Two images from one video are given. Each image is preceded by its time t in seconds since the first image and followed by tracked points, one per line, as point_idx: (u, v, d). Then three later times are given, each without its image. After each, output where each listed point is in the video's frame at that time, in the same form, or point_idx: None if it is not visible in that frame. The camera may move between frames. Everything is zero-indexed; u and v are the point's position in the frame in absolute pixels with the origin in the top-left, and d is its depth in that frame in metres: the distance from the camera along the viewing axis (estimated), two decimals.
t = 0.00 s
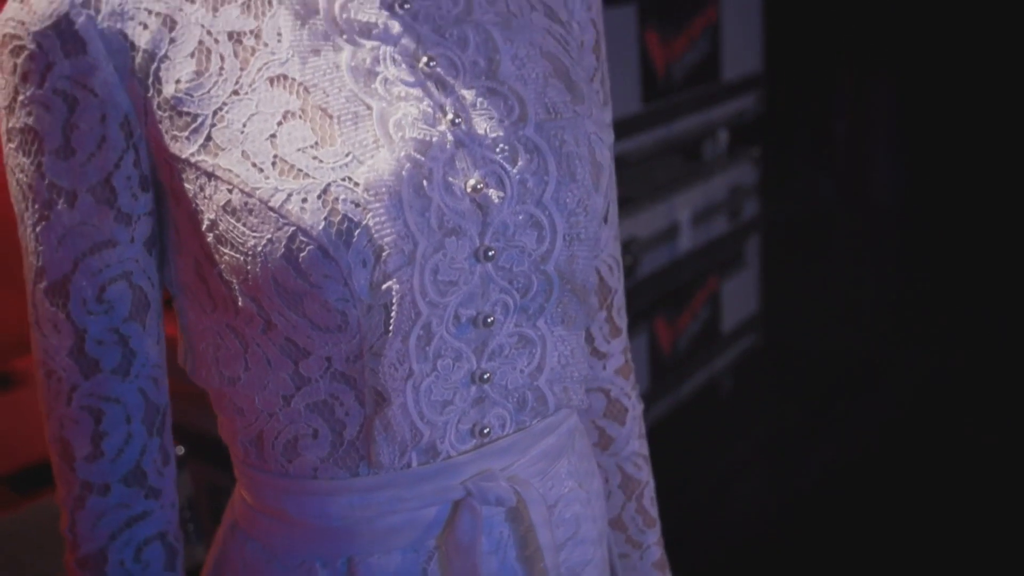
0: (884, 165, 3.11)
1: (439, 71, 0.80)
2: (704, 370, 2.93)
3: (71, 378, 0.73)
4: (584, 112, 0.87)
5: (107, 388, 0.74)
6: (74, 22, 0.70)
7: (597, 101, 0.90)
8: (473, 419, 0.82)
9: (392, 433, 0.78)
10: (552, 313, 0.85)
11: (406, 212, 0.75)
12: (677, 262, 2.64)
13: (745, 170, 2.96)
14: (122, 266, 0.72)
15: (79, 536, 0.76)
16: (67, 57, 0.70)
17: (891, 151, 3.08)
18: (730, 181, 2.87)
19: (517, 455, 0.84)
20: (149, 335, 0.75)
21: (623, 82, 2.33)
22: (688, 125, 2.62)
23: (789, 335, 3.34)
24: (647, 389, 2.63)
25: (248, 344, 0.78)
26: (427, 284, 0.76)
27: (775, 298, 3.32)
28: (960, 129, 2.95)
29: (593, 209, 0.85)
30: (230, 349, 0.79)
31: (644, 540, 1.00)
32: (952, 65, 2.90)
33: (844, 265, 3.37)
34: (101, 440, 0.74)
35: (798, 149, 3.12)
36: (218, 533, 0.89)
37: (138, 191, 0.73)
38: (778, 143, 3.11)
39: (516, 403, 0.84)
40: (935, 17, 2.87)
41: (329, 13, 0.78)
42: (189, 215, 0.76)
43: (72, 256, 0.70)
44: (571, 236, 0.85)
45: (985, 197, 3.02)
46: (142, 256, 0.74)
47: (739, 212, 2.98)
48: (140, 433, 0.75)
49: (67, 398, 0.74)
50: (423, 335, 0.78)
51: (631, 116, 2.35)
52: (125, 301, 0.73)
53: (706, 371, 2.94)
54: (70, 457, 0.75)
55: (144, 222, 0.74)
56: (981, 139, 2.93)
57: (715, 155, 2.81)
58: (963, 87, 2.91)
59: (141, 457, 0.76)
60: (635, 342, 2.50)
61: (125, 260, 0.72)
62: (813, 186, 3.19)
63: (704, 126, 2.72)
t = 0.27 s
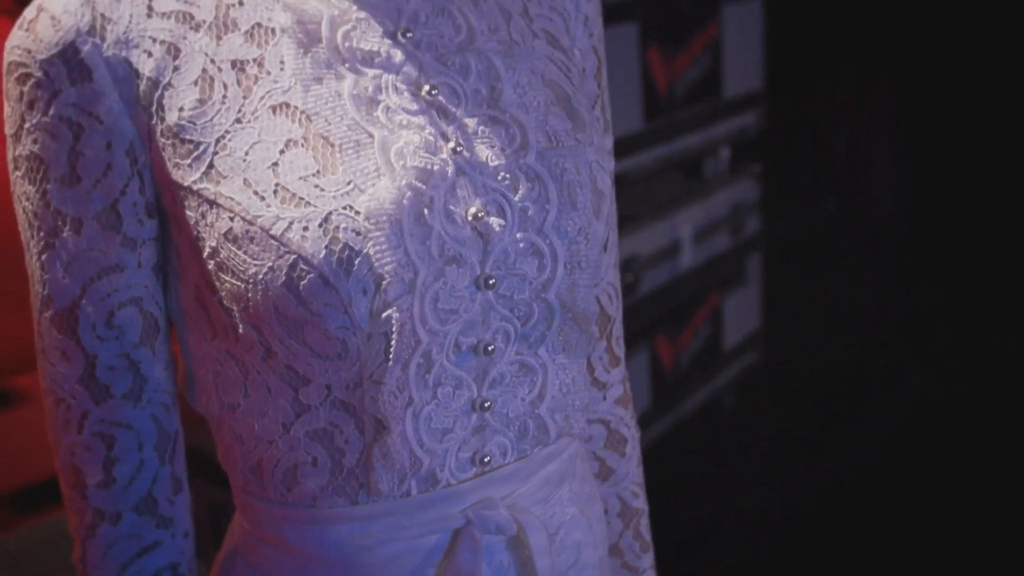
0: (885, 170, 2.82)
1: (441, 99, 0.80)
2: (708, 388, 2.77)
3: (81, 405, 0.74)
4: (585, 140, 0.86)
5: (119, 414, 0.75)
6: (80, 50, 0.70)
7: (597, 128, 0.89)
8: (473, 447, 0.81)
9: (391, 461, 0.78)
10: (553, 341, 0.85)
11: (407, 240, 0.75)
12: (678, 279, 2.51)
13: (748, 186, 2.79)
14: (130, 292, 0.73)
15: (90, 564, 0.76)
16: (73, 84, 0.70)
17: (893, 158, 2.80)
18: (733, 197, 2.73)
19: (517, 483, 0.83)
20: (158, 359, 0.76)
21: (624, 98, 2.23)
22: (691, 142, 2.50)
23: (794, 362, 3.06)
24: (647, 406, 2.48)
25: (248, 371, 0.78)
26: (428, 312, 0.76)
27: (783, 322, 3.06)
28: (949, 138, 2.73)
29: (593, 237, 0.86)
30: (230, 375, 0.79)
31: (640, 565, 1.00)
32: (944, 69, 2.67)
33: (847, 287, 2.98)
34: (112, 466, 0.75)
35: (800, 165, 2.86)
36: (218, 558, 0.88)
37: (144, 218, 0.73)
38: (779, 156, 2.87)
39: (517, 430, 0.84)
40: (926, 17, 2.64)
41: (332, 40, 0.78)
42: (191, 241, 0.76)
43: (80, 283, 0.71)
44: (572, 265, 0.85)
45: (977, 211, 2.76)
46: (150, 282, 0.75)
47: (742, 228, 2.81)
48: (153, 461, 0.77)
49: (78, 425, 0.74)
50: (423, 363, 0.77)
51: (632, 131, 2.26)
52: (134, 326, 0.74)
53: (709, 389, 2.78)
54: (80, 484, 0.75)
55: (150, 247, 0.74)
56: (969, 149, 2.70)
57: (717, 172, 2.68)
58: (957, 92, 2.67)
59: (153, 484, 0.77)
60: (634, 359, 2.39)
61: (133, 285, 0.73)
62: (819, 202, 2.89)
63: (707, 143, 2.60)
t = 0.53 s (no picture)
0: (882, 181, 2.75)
1: (442, 128, 0.80)
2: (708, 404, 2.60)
3: (79, 428, 0.74)
4: (587, 168, 0.86)
5: (117, 439, 0.74)
6: (83, 80, 0.71)
7: (598, 155, 0.89)
8: (472, 473, 0.81)
9: (389, 487, 0.78)
10: (552, 368, 0.85)
11: (406, 268, 0.75)
12: (681, 295, 2.42)
13: (749, 204, 2.73)
14: (130, 318, 0.73)
15: None
16: (75, 113, 0.71)
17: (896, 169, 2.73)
18: (734, 215, 2.65)
19: (516, 509, 0.83)
20: (157, 386, 0.76)
21: (624, 117, 2.16)
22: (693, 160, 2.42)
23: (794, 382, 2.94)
24: (647, 422, 2.32)
25: (247, 397, 0.78)
26: (427, 340, 0.76)
27: (785, 340, 2.96)
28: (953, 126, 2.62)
29: (593, 265, 0.86)
30: (229, 401, 0.79)
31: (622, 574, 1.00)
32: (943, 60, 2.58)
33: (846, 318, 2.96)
34: (106, 489, 0.75)
35: (797, 183, 2.82)
36: None
37: (144, 245, 0.74)
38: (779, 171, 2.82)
39: (516, 457, 0.83)
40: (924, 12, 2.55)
41: (334, 69, 0.78)
42: (190, 269, 0.76)
43: (80, 309, 0.72)
44: (572, 292, 0.85)
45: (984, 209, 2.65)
46: (150, 308, 0.75)
47: (743, 244, 2.74)
48: (148, 487, 0.76)
49: (76, 448, 0.74)
50: (422, 390, 0.78)
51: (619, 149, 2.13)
52: (134, 352, 0.74)
53: (711, 406, 2.61)
54: (78, 506, 0.75)
55: (150, 274, 0.74)
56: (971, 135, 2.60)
57: (718, 191, 2.58)
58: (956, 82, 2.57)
59: (146, 511, 0.76)
60: (630, 381, 2.23)
61: (133, 312, 0.73)
62: (817, 222, 2.86)
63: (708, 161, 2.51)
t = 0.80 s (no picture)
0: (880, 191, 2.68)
1: (446, 153, 0.80)
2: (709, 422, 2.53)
3: (77, 452, 0.75)
4: (590, 191, 0.86)
5: (113, 465, 0.75)
6: (86, 110, 0.71)
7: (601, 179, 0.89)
8: (478, 497, 0.81)
9: (394, 512, 0.77)
10: (556, 391, 0.84)
11: (411, 294, 0.75)
12: (682, 311, 2.36)
13: (750, 220, 2.63)
14: (130, 347, 0.74)
15: None
16: (78, 143, 0.71)
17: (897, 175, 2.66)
18: (734, 232, 2.57)
19: (522, 532, 0.82)
20: (156, 413, 0.77)
21: (624, 132, 2.10)
22: (694, 175, 2.36)
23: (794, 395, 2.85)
24: (647, 440, 2.27)
25: (251, 423, 0.77)
26: (433, 366, 0.76)
27: (789, 356, 2.84)
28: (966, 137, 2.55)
29: (598, 288, 0.85)
30: (233, 427, 0.78)
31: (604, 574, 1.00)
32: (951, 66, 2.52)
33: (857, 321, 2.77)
34: (101, 513, 0.75)
35: (799, 200, 2.73)
36: None
37: (145, 274, 0.74)
38: (782, 181, 2.72)
39: (522, 481, 0.83)
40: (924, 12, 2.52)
41: (337, 95, 0.78)
42: (194, 296, 0.76)
43: (82, 337, 0.73)
44: (577, 315, 0.84)
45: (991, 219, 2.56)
46: (151, 336, 0.76)
47: (745, 261, 2.65)
48: (142, 512, 0.77)
49: (75, 470, 0.75)
50: (427, 416, 0.77)
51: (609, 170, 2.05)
52: (133, 380, 0.75)
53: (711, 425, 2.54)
54: (74, 527, 0.76)
55: (151, 303, 0.75)
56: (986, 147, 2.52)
57: (719, 208, 2.49)
58: (962, 86, 2.52)
59: (140, 535, 0.77)
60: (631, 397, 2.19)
61: (133, 340, 0.74)
62: (824, 239, 2.76)
63: (708, 178, 2.43)
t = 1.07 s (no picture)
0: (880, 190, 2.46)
1: (450, 177, 0.80)
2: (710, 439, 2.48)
3: (80, 472, 0.75)
4: (593, 214, 0.86)
5: (113, 487, 0.75)
6: (88, 137, 0.71)
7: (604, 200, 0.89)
8: (484, 521, 0.80)
9: (399, 537, 0.77)
10: (560, 413, 0.84)
11: (417, 319, 0.75)
12: (682, 327, 2.32)
13: (750, 236, 2.58)
14: (133, 372, 0.74)
15: None
16: (80, 170, 0.71)
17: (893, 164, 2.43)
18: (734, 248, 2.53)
19: (526, 555, 0.83)
20: (157, 437, 0.77)
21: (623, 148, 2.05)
22: (694, 194, 2.32)
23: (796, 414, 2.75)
24: (647, 458, 2.23)
25: (255, 448, 0.77)
26: (439, 390, 0.76)
27: (789, 375, 2.76)
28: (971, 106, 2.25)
29: (602, 310, 0.85)
30: (237, 452, 0.78)
31: None
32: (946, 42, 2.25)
33: (859, 325, 2.61)
34: (100, 535, 0.76)
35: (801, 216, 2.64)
36: None
37: (147, 300, 0.74)
38: (781, 198, 2.65)
39: (527, 503, 0.83)
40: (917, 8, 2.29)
41: (342, 120, 0.78)
42: (198, 321, 0.76)
43: (86, 363, 0.73)
44: (582, 338, 0.84)
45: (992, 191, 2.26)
46: (153, 361, 0.76)
47: (744, 277, 2.59)
48: (141, 534, 0.77)
49: (78, 489, 0.75)
50: (433, 440, 0.77)
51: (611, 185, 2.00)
52: (136, 405, 0.75)
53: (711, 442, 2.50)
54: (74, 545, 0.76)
55: (153, 329, 0.75)
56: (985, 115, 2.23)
57: (719, 224, 2.47)
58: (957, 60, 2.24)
59: (139, 554, 0.77)
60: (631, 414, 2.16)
61: (134, 366, 0.74)
62: (819, 253, 2.65)
63: (710, 195, 2.41)
